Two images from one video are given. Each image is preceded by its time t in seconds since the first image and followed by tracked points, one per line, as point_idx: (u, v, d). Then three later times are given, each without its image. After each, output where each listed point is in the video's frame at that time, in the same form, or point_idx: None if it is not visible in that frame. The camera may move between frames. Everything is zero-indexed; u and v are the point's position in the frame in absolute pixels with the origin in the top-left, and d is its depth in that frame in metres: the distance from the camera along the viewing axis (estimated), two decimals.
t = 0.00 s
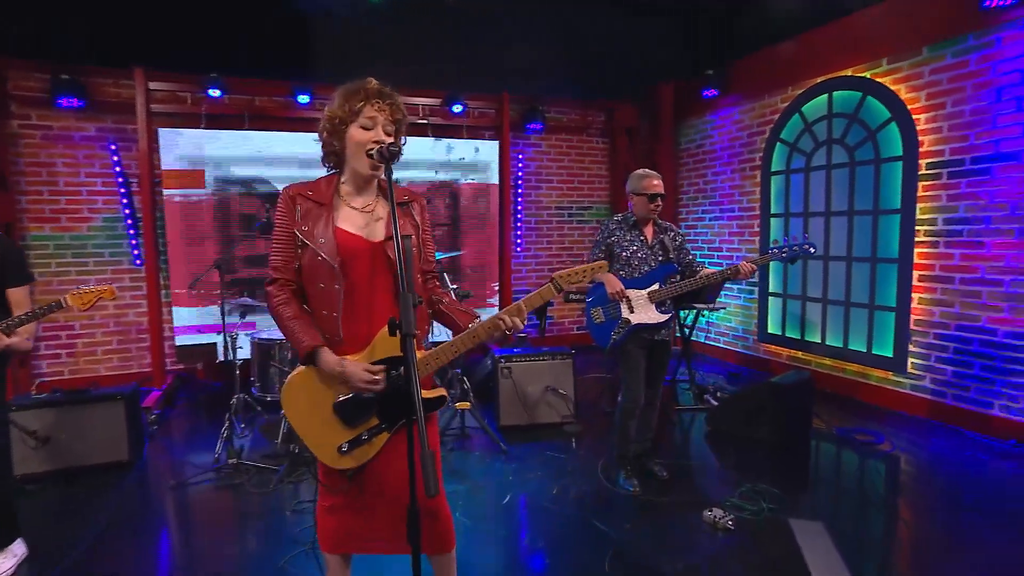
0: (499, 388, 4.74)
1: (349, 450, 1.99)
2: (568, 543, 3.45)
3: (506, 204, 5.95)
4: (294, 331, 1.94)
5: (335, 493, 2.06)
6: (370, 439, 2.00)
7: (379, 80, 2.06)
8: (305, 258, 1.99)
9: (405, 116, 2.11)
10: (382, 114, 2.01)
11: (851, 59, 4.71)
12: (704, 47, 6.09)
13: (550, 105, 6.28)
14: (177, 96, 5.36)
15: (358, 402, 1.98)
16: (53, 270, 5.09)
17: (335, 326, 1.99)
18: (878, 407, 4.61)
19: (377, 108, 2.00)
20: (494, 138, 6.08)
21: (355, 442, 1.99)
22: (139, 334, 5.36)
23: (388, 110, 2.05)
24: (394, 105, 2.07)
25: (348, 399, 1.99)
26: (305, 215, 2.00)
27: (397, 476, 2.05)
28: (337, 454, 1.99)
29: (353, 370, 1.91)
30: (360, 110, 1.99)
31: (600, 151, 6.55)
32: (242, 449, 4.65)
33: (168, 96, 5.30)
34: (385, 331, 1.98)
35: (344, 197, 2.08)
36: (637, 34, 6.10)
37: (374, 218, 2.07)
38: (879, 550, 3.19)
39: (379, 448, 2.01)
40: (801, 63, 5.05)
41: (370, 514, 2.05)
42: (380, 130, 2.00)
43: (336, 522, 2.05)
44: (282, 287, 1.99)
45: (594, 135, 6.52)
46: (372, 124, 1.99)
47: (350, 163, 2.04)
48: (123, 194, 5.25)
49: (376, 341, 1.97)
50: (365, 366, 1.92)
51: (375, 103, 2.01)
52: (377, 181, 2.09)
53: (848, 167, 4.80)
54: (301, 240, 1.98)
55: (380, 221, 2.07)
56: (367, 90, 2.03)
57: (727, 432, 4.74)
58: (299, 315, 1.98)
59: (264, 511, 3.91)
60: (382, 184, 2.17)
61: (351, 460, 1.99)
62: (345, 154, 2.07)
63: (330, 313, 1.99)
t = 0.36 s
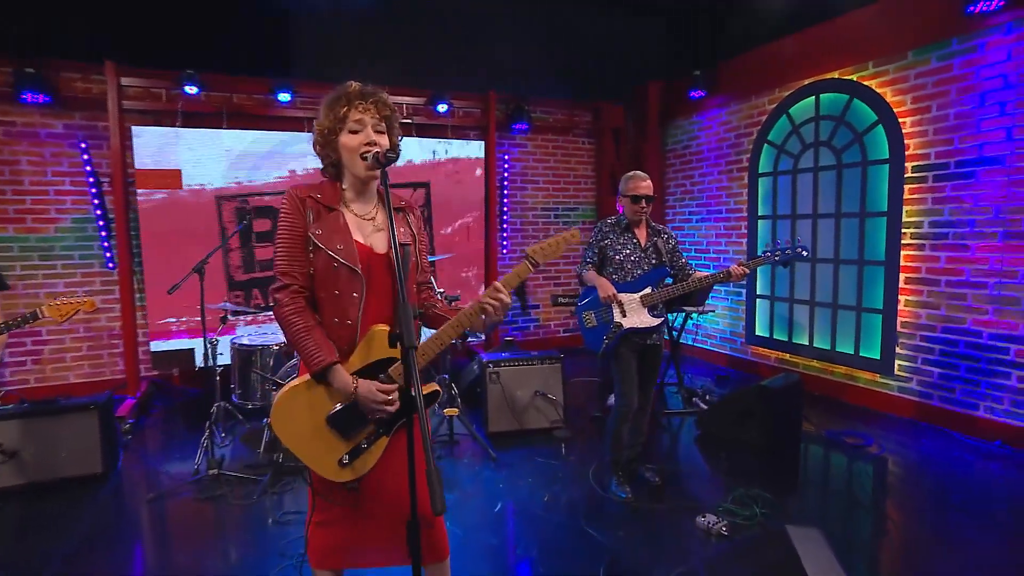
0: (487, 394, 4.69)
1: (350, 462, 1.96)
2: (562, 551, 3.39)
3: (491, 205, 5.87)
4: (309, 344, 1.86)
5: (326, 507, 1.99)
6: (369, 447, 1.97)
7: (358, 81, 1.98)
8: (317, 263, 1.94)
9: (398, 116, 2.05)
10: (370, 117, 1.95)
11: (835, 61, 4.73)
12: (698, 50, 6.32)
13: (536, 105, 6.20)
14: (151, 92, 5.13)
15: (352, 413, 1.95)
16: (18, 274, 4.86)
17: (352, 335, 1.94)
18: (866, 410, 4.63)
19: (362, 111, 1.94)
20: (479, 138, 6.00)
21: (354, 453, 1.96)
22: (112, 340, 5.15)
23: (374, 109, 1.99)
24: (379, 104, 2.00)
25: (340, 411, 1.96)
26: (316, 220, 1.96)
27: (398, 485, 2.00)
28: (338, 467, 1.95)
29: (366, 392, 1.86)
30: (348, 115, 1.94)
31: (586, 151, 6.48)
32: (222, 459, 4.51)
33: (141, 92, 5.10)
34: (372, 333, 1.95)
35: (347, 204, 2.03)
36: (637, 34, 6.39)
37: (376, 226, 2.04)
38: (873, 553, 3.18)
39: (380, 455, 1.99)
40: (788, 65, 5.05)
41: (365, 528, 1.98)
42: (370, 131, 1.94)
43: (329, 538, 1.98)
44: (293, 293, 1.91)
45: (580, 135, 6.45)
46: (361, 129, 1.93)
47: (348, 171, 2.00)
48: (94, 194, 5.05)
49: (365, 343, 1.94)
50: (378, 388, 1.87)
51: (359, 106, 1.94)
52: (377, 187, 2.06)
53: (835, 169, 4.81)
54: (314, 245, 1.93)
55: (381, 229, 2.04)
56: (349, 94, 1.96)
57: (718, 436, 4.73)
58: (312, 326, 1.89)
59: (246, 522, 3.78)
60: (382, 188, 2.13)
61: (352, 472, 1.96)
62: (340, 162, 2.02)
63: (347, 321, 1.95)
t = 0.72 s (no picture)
0: (484, 400, 4.55)
1: (355, 470, 2.00)
2: (564, 562, 3.26)
3: (486, 204, 5.70)
4: (298, 354, 1.89)
5: (327, 520, 2.04)
6: (373, 453, 2.02)
7: (358, 81, 2.03)
8: (318, 270, 1.98)
9: (399, 114, 2.08)
10: (371, 117, 1.99)
11: (828, 59, 4.68)
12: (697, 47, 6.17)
13: (531, 102, 6.04)
14: (129, 86, 4.95)
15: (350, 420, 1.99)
16: None
17: (339, 341, 1.97)
18: (871, 414, 4.54)
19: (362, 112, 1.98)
20: (472, 135, 5.85)
21: (359, 460, 2.00)
22: (89, 345, 4.92)
23: (375, 109, 2.02)
24: (380, 103, 2.04)
25: (338, 420, 1.99)
26: (319, 224, 1.99)
27: (400, 494, 2.05)
28: (344, 477, 1.99)
29: (356, 405, 1.92)
30: (350, 117, 1.98)
31: (582, 149, 6.33)
32: (208, 469, 4.32)
33: (118, 86, 4.90)
34: (358, 335, 1.95)
35: (352, 208, 2.07)
36: (637, 34, 6.27)
37: (381, 233, 2.07)
38: (887, 563, 3.07)
39: (384, 460, 2.03)
40: (790, 61, 4.93)
41: (368, 537, 2.04)
42: (371, 132, 1.98)
43: (332, 549, 2.03)
44: (287, 300, 1.93)
45: (576, 132, 6.31)
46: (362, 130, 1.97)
47: (353, 175, 2.03)
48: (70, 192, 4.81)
49: (352, 347, 1.96)
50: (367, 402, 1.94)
51: (358, 107, 1.98)
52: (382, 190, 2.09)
53: (838, 169, 4.71)
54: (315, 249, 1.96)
55: (387, 235, 2.08)
56: (348, 96, 2.00)
57: (721, 442, 4.62)
58: (305, 333, 1.92)
59: (233, 536, 3.60)
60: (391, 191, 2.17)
61: (358, 480, 2.00)
62: (345, 166, 2.06)
63: (339, 329, 1.98)
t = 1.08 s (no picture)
0: (488, 408, 4.35)
1: (353, 484, 1.94)
2: None
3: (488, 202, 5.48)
4: (291, 360, 1.86)
5: (331, 536, 1.98)
6: (372, 468, 1.95)
7: (370, 82, 1.98)
8: (320, 273, 1.93)
9: (411, 116, 2.01)
10: (380, 119, 1.93)
11: (834, 57, 4.56)
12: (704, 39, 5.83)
13: (534, 95, 5.84)
14: (114, 78, 4.76)
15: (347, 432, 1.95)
16: None
17: (336, 348, 1.92)
18: (891, 422, 4.34)
19: (371, 114, 1.93)
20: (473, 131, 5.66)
21: (357, 474, 1.94)
22: (71, 350, 4.69)
23: (386, 112, 1.96)
24: (391, 105, 1.98)
25: (334, 432, 1.96)
26: (324, 226, 1.95)
27: (407, 512, 1.96)
28: (340, 491, 1.94)
29: (347, 412, 1.87)
30: (358, 122, 1.92)
31: (587, 144, 6.14)
32: (199, 481, 4.10)
33: (102, 77, 4.73)
34: (364, 340, 1.92)
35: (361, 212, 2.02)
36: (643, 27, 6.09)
37: (392, 236, 2.00)
38: None
39: (382, 476, 1.95)
40: (806, 53, 4.73)
41: (375, 558, 1.95)
42: (382, 135, 1.92)
43: (334, 568, 1.96)
44: (284, 302, 1.89)
45: (580, 128, 6.12)
46: (372, 132, 1.91)
47: (361, 178, 1.98)
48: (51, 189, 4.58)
49: (355, 353, 1.92)
50: (360, 409, 1.87)
51: (368, 109, 1.93)
52: (392, 194, 2.02)
53: (857, 165, 4.51)
54: (317, 253, 1.92)
55: (398, 238, 2.00)
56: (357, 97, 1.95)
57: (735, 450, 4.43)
58: (300, 339, 1.88)
59: (221, 554, 3.38)
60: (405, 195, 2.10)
61: (355, 495, 1.93)
62: (354, 169, 2.01)
63: (337, 336, 1.93)
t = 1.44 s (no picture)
0: (497, 416, 4.14)
1: (364, 500, 1.89)
2: None
3: (495, 199, 5.25)
4: (301, 369, 1.84)
5: (341, 552, 1.94)
6: (383, 482, 1.90)
7: (375, 82, 1.98)
8: (332, 280, 1.89)
9: (422, 112, 1.99)
10: (390, 118, 1.92)
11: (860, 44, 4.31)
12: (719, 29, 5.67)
13: (542, 87, 5.61)
14: (101, 68, 4.53)
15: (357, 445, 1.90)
16: None
17: (347, 358, 1.90)
18: (924, 432, 4.09)
19: (380, 113, 1.92)
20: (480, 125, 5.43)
21: (368, 489, 1.89)
22: (58, 355, 4.48)
23: (396, 111, 1.95)
24: (400, 102, 1.97)
25: (343, 445, 1.92)
26: (336, 232, 1.92)
27: (420, 527, 1.91)
28: (351, 507, 1.89)
29: (358, 423, 1.84)
30: (370, 122, 1.91)
31: (597, 138, 5.90)
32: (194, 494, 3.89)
33: (88, 68, 4.50)
34: (375, 350, 1.89)
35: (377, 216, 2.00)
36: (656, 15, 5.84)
37: (408, 242, 1.97)
38: None
39: (395, 491, 1.89)
40: (829, 41, 4.49)
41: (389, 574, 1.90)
42: (394, 135, 1.91)
43: None
44: (295, 311, 1.86)
45: (591, 121, 5.88)
46: (385, 133, 1.90)
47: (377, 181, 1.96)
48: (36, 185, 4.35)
49: (365, 364, 1.88)
50: (371, 419, 1.85)
51: (377, 110, 1.93)
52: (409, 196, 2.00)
53: (886, 161, 4.26)
54: (329, 261, 1.88)
55: (413, 244, 1.97)
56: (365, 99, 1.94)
57: (757, 461, 4.20)
58: (310, 348, 1.86)
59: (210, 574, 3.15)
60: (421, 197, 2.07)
61: (366, 512, 1.88)
62: (369, 172, 2.00)
63: (348, 345, 1.91)
